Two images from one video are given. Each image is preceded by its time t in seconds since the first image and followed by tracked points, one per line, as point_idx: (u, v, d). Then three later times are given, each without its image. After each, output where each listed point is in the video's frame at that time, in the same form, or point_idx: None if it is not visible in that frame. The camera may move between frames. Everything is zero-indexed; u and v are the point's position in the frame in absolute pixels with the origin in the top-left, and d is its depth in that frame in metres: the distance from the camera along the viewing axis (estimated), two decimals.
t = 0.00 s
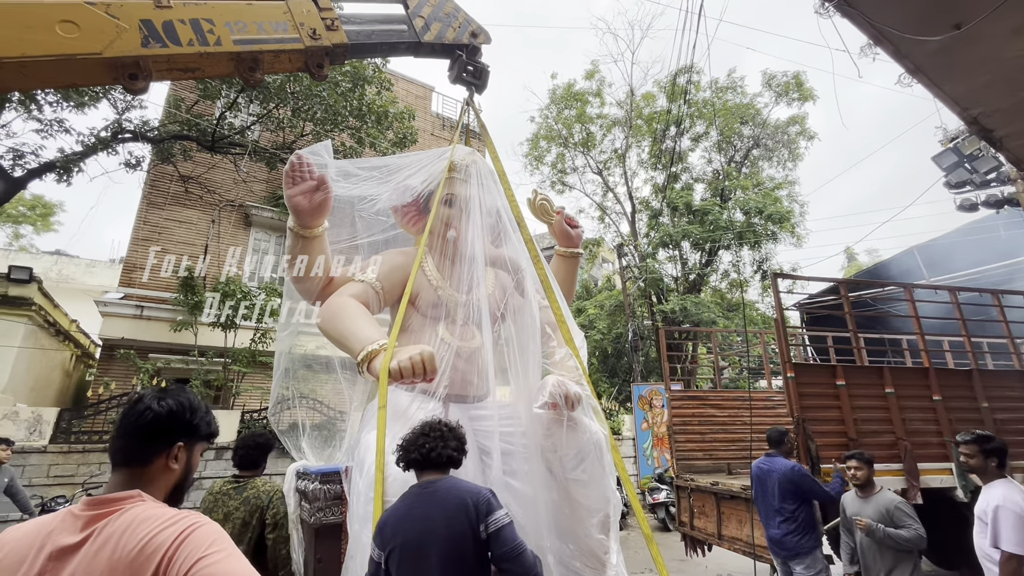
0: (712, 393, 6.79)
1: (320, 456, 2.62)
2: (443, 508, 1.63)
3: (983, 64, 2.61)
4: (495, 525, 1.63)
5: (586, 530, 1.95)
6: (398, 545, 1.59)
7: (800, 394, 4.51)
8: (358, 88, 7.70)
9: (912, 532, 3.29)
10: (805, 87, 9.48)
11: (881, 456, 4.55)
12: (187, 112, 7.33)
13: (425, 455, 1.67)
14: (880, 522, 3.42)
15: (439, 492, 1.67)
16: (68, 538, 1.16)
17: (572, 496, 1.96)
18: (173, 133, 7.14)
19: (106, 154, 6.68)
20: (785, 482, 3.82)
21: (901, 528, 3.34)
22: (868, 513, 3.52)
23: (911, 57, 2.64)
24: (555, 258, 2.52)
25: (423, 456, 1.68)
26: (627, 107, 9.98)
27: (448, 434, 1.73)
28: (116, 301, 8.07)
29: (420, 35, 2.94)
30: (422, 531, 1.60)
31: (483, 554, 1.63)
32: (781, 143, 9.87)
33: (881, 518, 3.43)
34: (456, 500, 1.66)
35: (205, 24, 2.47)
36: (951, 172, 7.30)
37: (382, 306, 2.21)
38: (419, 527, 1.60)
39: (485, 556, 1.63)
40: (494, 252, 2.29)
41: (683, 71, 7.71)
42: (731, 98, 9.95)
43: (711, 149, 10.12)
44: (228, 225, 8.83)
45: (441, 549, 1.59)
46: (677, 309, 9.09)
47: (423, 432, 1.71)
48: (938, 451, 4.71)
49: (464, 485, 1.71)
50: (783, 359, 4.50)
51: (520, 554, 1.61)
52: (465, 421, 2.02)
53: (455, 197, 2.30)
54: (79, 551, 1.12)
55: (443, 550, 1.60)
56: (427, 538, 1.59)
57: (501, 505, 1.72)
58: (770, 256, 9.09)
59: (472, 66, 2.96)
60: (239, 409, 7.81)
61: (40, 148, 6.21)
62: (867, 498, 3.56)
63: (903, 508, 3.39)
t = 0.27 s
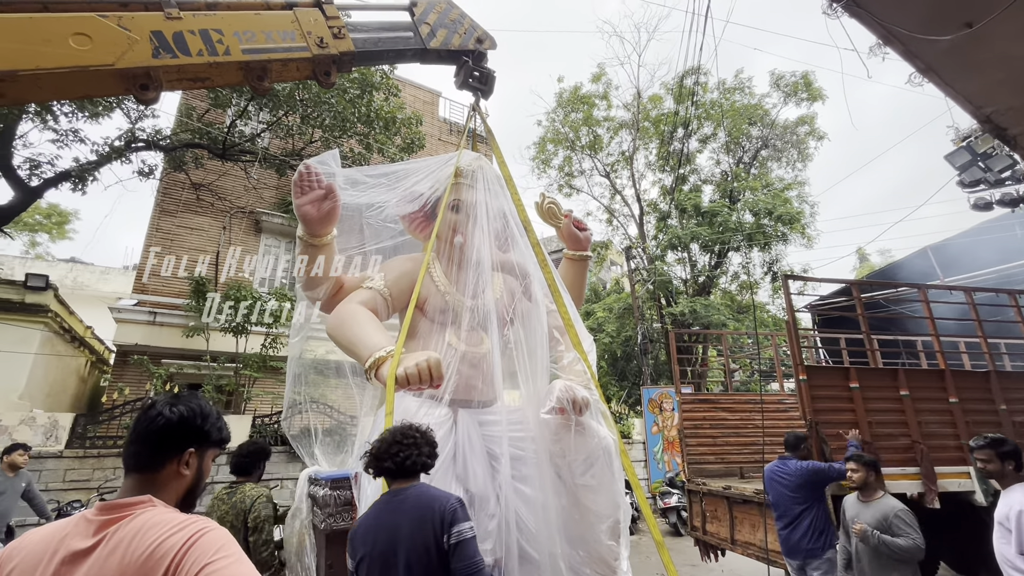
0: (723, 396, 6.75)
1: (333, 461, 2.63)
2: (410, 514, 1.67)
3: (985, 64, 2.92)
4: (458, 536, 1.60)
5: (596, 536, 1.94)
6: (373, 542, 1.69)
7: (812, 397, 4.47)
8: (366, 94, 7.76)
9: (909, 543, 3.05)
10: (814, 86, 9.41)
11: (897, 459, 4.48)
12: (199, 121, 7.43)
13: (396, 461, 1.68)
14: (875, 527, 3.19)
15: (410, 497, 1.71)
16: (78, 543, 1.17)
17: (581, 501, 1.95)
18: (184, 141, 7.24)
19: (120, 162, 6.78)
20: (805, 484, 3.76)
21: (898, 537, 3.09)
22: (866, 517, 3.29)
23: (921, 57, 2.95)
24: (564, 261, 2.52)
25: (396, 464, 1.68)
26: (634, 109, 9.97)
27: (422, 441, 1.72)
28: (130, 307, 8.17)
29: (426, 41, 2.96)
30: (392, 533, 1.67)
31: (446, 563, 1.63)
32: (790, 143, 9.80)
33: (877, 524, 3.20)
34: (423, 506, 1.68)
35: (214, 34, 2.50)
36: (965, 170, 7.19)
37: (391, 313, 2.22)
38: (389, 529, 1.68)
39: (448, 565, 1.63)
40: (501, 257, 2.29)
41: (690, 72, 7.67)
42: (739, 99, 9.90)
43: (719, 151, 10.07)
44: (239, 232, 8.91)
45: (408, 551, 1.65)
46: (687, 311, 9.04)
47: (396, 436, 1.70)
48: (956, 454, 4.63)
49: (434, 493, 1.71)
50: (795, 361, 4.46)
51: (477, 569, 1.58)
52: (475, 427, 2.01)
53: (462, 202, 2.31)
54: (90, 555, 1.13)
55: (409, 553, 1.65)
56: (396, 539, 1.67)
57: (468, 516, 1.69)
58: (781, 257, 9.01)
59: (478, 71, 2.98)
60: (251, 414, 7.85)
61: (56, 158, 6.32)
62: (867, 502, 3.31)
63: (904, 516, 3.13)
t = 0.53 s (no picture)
0: (733, 399, 6.70)
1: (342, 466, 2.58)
2: (386, 516, 1.63)
3: (991, 64, 3.02)
4: (436, 528, 1.57)
5: (605, 541, 1.93)
6: (355, 555, 1.65)
7: (823, 400, 4.43)
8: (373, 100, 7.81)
9: (907, 546, 2.92)
10: (822, 86, 9.35)
11: (912, 462, 4.42)
12: (210, 127, 7.51)
13: (368, 469, 1.70)
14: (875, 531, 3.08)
15: (385, 501, 1.68)
16: (93, 546, 1.18)
17: (590, 505, 1.95)
18: (195, 148, 7.31)
19: (132, 169, 6.86)
20: (817, 489, 3.71)
21: (896, 540, 2.97)
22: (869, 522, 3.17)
23: (930, 56, 3.08)
24: (572, 263, 2.52)
25: (370, 475, 1.69)
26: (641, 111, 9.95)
27: (394, 451, 1.72)
28: (141, 312, 8.27)
29: (432, 47, 2.98)
30: (373, 540, 1.63)
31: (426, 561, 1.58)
32: (798, 143, 9.74)
33: (879, 528, 3.08)
34: (398, 505, 1.64)
35: (223, 43, 2.53)
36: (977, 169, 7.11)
37: (398, 318, 2.23)
38: (368, 537, 1.64)
39: (429, 564, 1.57)
40: (508, 261, 2.29)
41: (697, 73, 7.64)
42: (746, 99, 9.85)
43: (727, 152, 10.03)
44: (248, 237, 8.98)
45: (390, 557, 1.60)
46: (695, 313, 8.99)
47: (367, 446, 1.73)
48: (971, 457, 4.56)
49: (408, 491, 1.67)
50: (806, 363, 4.42)
51: (456, 560, 1.53)
52: (483, 431, 2.02)
53: (468, 207, 2.32)
54: (105, 558, 1.15)
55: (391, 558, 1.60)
56: (377, 547, 1.62)
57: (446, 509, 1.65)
58: (791, 258, 8.94)
59: (484, 76, 2.99)
60: (261, 417, 7.91)
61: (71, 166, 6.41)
62: (869, 506, 3.21)
63: (905, 520, 3.01)
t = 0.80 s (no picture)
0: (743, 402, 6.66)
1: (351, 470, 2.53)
2: (382, 519, 1.65)
3: (999, 65, 3.07)
4: (424, 525, 1.56)
5: (614, 545, 1.92)
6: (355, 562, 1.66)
7: (834, 402, 4.39)
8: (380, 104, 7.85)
9: (912, 554, 2.86)
10: (831, 86, 9.28)
11: (925, 466, 4.37)
12: (219, 133, 7.58)
13: (363, 477, 1.77)
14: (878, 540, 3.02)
15: (382, 503, 1.69)
16: (107, 548, 1.20)
17: (598, 509, 1.94)
18: (205, 153, 7.39)
19: (144, 175, 6.95)
20: (828, 493, 3.68)
21: (899, 548, 2.91)
22: (868, 530, 3.11)
23: (938, 56, 3.08)
24: (581, 265, 2.52)
25: (363, 486, 1.77)
26: (648, 113, 9.93)
27: (385, 459, 1.82)
28: (153, 316, 8.36)
29: (438, 52, 3.00)
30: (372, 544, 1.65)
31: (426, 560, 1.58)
32: (807, 144, 9.67)
33: (881, 536, 3.03)
34: (393, 506, 1.64)
35: (232, 50, 2.56)
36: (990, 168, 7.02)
37: (406, 322, 2.24)
38: (368, 541, 1.65)
39: (426, 562, 1.57)
40: (515, 265, 2.29)
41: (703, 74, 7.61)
42: (754, 100, 9.80)
43: (735, 153, 9.97)
44: (258, 240, 9.05)
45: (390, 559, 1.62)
46: (703, 315, 8.94)
47: (361, 458, 1.82)
48: (985, 461, 4.50)
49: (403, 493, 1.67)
50: (816, 366, 4.38)
51: (453, 556, 1.52)
52: (491, 434, 2.02)
53: (474, 211, 2.32)
54: (120, 560, 1.16)
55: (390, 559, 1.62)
56: (375, 551, 1.65)
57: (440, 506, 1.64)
58: (800, 259, 8.87)
59: (489, 80, 3.00)
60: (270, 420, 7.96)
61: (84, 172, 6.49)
62: (867, 513, 3.15)
63: (906, 527, 2.96)
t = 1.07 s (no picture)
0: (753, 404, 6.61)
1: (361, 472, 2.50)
2: (389, 520, 1.64)
3: (1012, 64, 3.05)
4: (435, 526, 1.58)
5: (622, 548, 1.91)
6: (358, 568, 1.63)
7: (845, 405, 4.34)
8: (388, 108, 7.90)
9: (911, 554, 2.82)
10: (840, 86, 9.22)
11: (939, 470, 4.31)
12: (230, 138, 7.65)
13: (368, 482, 1.74)
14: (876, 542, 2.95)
15: (386, 506, 1.68)
16: (123, 548, 1.22)
17: (605, 512, 1.93)
18: (215, 158, 7.46)
19: (155, 180, 7.03)
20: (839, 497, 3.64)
21: (898, 549, 2.86)
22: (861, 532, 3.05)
23: (948, 55, 3.06)
24: (589, 266, 2.53)
25: (370, 490, 1.74)
26: (655, 115, 9.91)
27: (390, 462, 1.80)
28: (164, 319, 8.45)
29: (444, 56, 3.01)
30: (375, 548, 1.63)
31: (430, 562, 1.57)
32: (816, 144, 9.61)
33: (877, 537, 2.97)
34: (398, 509, 1.65)
35: (241, 56, 2.59)
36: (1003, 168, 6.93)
37: (414, 326, 2.24)
38: (372, 545, 1.63)
39: (432, 563, 1.56)
40: (521, 267, 2.29)
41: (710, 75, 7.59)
42: (762, 101, 9.76)
43: (743, 154, 9.93)
44: (267, 244, 9.13)
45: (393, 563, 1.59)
46: (712, 317, 8.90)
47: (366, 463, 1.79)
48: (1001, 465, 4.44)
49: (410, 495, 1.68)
50: (827, 369, 4.34)
51: (457, 557, 1.52)
52: (499, 437, 2.02)
53: (481, 213, 2.33)
54: (135, 561, 1.18)
55: (395, 564, 1.59)
56: (380, 555, 1.61)
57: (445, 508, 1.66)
58: (809, 261, 8.81)
59: (496, 83, 3.01)
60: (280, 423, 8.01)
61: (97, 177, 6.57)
62: (860, 515, 3.10)
63: (902, 526, 2.93)
